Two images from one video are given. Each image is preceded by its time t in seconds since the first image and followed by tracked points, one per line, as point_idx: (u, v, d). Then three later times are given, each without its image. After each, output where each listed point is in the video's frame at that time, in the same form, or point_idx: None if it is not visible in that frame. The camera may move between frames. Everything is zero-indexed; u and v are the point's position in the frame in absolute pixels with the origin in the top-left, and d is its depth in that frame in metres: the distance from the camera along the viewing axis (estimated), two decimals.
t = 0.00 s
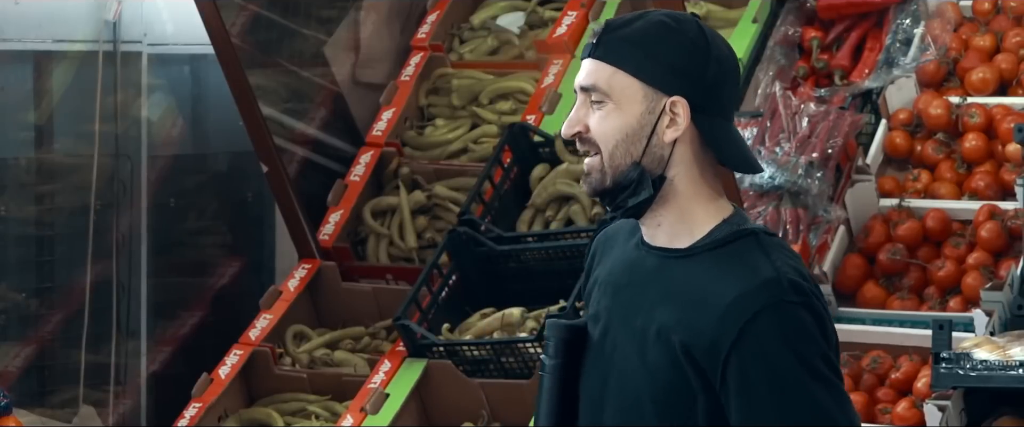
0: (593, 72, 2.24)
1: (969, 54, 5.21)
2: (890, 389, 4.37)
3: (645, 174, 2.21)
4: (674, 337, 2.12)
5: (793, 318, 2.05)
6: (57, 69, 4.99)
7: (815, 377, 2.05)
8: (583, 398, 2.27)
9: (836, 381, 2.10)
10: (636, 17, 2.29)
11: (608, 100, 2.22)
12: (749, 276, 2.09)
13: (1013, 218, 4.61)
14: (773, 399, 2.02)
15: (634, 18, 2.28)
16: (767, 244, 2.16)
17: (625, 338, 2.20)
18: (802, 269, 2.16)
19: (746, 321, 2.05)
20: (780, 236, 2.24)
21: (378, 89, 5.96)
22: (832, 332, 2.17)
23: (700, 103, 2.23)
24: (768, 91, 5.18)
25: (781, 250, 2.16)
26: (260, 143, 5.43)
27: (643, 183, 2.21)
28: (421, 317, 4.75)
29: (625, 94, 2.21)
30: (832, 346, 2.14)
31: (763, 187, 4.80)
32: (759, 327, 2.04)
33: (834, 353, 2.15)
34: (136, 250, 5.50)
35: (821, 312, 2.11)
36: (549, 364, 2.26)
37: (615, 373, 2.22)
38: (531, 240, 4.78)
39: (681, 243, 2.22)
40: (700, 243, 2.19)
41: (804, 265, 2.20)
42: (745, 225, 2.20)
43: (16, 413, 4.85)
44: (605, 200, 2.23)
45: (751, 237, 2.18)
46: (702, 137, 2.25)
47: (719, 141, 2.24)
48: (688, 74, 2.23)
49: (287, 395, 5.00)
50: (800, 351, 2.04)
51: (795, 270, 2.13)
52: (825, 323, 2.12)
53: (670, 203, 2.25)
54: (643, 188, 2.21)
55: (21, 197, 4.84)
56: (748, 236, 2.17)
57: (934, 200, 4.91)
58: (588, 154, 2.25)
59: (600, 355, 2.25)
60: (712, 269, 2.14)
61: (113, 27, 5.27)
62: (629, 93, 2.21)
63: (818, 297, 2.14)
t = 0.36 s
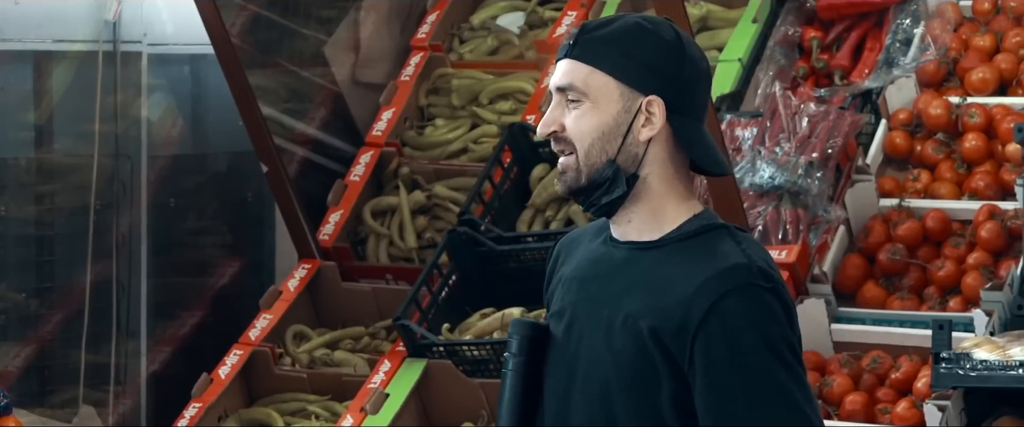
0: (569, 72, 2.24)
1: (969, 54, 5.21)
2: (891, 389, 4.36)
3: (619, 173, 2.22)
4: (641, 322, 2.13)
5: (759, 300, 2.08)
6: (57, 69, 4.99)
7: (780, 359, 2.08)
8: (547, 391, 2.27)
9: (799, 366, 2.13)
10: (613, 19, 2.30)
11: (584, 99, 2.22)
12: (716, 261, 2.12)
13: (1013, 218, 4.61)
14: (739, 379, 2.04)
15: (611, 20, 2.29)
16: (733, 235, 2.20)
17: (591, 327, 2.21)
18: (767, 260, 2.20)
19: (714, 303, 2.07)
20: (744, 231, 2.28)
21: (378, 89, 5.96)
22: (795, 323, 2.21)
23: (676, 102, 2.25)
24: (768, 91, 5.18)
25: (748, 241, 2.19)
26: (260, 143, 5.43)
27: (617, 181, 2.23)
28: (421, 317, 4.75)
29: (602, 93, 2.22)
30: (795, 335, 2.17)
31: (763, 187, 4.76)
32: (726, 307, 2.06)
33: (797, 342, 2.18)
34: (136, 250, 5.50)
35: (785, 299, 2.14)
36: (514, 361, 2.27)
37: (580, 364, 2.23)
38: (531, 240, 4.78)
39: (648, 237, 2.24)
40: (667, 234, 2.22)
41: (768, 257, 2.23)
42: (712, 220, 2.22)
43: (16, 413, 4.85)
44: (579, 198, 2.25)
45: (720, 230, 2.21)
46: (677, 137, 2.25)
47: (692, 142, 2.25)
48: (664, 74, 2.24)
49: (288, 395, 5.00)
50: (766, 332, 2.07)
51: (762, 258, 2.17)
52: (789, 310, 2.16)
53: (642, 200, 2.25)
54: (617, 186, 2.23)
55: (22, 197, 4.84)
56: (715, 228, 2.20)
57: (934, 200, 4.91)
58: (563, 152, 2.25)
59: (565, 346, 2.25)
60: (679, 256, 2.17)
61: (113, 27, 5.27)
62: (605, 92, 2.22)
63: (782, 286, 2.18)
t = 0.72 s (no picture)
0: (560, 77, 2.23)
1: (969, 54, 5.21)
2: (891, 389, 4.36)
3: (611, 178, 2.22)
4: (632, 321, 2.13)
5: (751, 298, 2.07)
6: (57, 69, 4.99)
7: (774, 355, 2.08)
8: (540, 391, 2.26)
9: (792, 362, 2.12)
10: (603, 23, 2.29)
11: (576, 105, 2.21)
12: (707, 258, 2.12)
13: (1013, 218, 4.61)
14: (732, 375, 2.04)
15: (601, 24, 2.28)
16: (724, 233, 2.19)
17: (582, 326, 2.21)
18: (758, 257, 2.19)
19: (705, 301, 2.07)
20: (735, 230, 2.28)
21: (378, 89, 5.97)
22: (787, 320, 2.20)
23: (666, 106, 2.24)
24: (767, 91, 5.18)
25: (738, 238, 2.19)
26: (260, 143, 5.44)
27: (609, 186, 2.22)
28: (421, 317, 4.74)
29: (593, 99, 2.20)
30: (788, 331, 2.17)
31: (762, 187, 4.75)
32: (718, 305, 2.06)
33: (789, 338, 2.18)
34: (136, 250, 5.50)
35: (778, 296, 2.14)
36: (504, 360, 2.25)
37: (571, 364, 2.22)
38: (531, 241, 4.77)
39: (637, 236, 2.24)
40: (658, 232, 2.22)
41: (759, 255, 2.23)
42: (701, 219, 2.23)
43: (16, 413, 4.85)
44: (571, 204, 2.24)
45: (711, 228, 2.20)
46: (667, 141, 2.25)
47: (684, 145, 2.25)
48: (655, 78, 2.23)
49: (288, 395, 5.00)
50: (758, 329, 2.06)
51: (753, 256, 2.16)
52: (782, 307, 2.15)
53: (632, 204, 2.25)
54: (608, 191, 2.23)
55: (22, 197, 4.84)
56: (706, 226, 2.20)
57: (934, 200, 4.91)
58: (554, 158, 2.24)
59: (556, 345, 2.24)
60: (669, 255, 2.16)
61: (113, 27, 5.27)
62: (596, 97, 2.21)
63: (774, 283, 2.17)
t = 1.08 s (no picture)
0: (575, 80, 2.23)
1: (969, 54, 5.21)
2: (891, 390, 4.37)
3: (629, 180, 2.23)
4: (654, 326, 2.14)
5: (773, 301, 2.07)
6: (57, 69, 4.99)
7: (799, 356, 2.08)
8: (563, 394, 2.28)
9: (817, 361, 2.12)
10: (616, 23, 2.29)
11: (592, 108, 2.21)
12: (727, 261, 2.12)
13: (1013, 218, 4.62)
14: (759, 380, 2.04)
15: (614, 25, 2.28)
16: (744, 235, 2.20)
17: (602, 330, 2.23)
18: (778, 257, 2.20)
19: (726, 305, 2.07)
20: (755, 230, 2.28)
21: (378, 89, 5.96)
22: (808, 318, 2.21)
23: (683, 107, 2.25)
24: (768, 91, 5.18)
25: (757, 239, 2.19)
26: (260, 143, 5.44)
27: (627, 188, 2.24)
28: (421, 317, 4.74)
29: (610, 102, 2.21)
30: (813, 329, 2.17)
31: (762, 187, 4.77)
32: (739, 310, 2.06)
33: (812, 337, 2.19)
34: (136, 250, 5.50)
35: (800, 295, 2.14)
36: (525, 361, 2.29)
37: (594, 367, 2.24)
38: (530, 241, 4.78)
39: (656, 236, 2.24)
40: (678, 234, 2.22)
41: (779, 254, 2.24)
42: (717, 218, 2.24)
43: (16, 413, 4.85)
44: (589, 206, 2.25)
45: (729, 229, 2.21)
46: (683, 141, 2.26)
47: (701, 144, 2.26)
48: (672, 78, 2.24)
49: (287, 395, 5.00)
50: (781, 332, 2.06)
51: (771, 256, 2.16)
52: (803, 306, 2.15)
53: (650, 206, 2.26)
54: (627, 193, 2.24)
55: (21, 197, 4.84)
56: (725, 229, 2.21)
57: (934, 200, 4.91)
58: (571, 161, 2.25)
59: (578, 347, 2.27)
60: (688, 258, 2.17)
61: (113, 27, 5.27)
62: (613, 100, 2.21)
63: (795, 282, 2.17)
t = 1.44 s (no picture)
0: (625, 70, 2.25)
1: (969, 54, 5.21)
2: (891, 390, 4.37)
3: (678, 174, 2.27)
4: (688, 333, 2.20)
5: (806, 313, 2.11)
6: (57, 69, 4.99)
7: (834, 368, 2.11)
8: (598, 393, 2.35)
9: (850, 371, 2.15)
10: (659, 12, 2.32)
11: (644, 99, 2.25)
12: (761, 271, 2.16)
13: (1013, 218, 4.62)
14: (792, 392, 2.08)
15: (658, 14, 2.32)
16: (779, 238, 2.23)
17: (637, 333, 2.28)
18: (813, 262, 2.23)
19: (759, 315, 2.12)
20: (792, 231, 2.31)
21: (378, 89, 5.96)
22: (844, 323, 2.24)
23: (729, 100, 2.33)
24: (768, 91, 5.18)
25: (791, 244, 2.22)
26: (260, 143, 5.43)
27: (675, 182, 2.27)
28: (421, 317, 4.74)
29: (661, 93, 2.26)
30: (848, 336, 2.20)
31: (762, 187, 4.75)
32: (771, 322, 2.11)
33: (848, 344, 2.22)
34: (136, 250, 5.50)
35: (835, 305, 2.17)
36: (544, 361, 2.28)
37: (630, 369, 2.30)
38: (530, 240, 4.77)
39: (696, 238, 2.29)
40: (711, 238, 2.26)
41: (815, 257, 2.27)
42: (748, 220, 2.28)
43: (16, 413, 4.86)
44: (634, 199, 2.28)
45: (761, 231, 2.24)
46: (726, 134, 2.34)
47: (743, 139, 2.33)
48: (720, 71, 2.31)
49: (287, 395, 5.00)
50: (815, 344, 2.10)
51: (806, 263, 2.20)
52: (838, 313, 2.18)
53: (693, 200, 2.31)
54: (675, 187, 2.27)
55: (21, 197, 4.84)
56: (760, 233, 2.24)
57: (934, 200, 4.91)
58: (611, 152, 2.28)
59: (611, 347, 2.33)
60: (722, 265, 2.21)
61: (113, 27, 5.27)
62: (665, 92, 2.26)
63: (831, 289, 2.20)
